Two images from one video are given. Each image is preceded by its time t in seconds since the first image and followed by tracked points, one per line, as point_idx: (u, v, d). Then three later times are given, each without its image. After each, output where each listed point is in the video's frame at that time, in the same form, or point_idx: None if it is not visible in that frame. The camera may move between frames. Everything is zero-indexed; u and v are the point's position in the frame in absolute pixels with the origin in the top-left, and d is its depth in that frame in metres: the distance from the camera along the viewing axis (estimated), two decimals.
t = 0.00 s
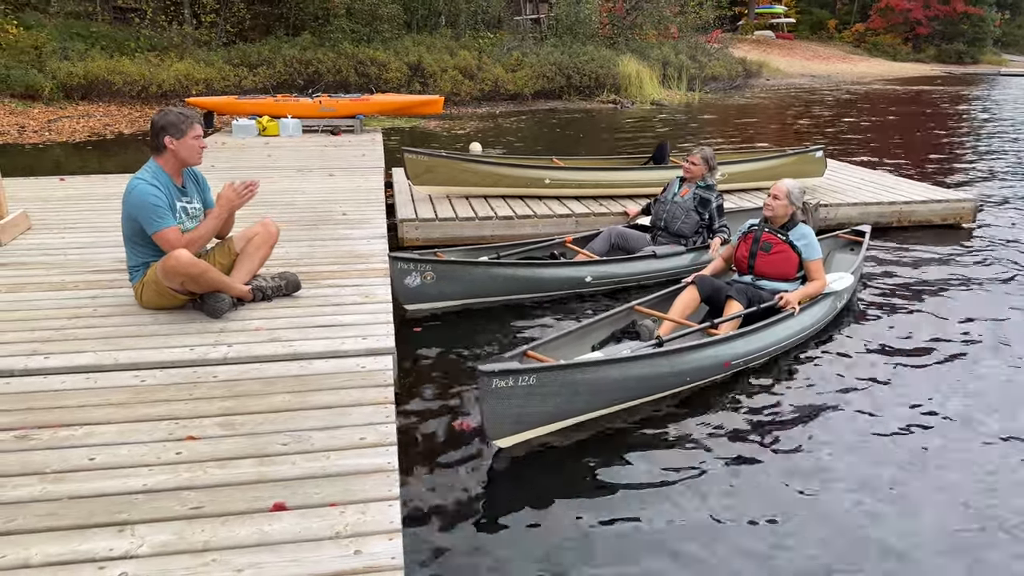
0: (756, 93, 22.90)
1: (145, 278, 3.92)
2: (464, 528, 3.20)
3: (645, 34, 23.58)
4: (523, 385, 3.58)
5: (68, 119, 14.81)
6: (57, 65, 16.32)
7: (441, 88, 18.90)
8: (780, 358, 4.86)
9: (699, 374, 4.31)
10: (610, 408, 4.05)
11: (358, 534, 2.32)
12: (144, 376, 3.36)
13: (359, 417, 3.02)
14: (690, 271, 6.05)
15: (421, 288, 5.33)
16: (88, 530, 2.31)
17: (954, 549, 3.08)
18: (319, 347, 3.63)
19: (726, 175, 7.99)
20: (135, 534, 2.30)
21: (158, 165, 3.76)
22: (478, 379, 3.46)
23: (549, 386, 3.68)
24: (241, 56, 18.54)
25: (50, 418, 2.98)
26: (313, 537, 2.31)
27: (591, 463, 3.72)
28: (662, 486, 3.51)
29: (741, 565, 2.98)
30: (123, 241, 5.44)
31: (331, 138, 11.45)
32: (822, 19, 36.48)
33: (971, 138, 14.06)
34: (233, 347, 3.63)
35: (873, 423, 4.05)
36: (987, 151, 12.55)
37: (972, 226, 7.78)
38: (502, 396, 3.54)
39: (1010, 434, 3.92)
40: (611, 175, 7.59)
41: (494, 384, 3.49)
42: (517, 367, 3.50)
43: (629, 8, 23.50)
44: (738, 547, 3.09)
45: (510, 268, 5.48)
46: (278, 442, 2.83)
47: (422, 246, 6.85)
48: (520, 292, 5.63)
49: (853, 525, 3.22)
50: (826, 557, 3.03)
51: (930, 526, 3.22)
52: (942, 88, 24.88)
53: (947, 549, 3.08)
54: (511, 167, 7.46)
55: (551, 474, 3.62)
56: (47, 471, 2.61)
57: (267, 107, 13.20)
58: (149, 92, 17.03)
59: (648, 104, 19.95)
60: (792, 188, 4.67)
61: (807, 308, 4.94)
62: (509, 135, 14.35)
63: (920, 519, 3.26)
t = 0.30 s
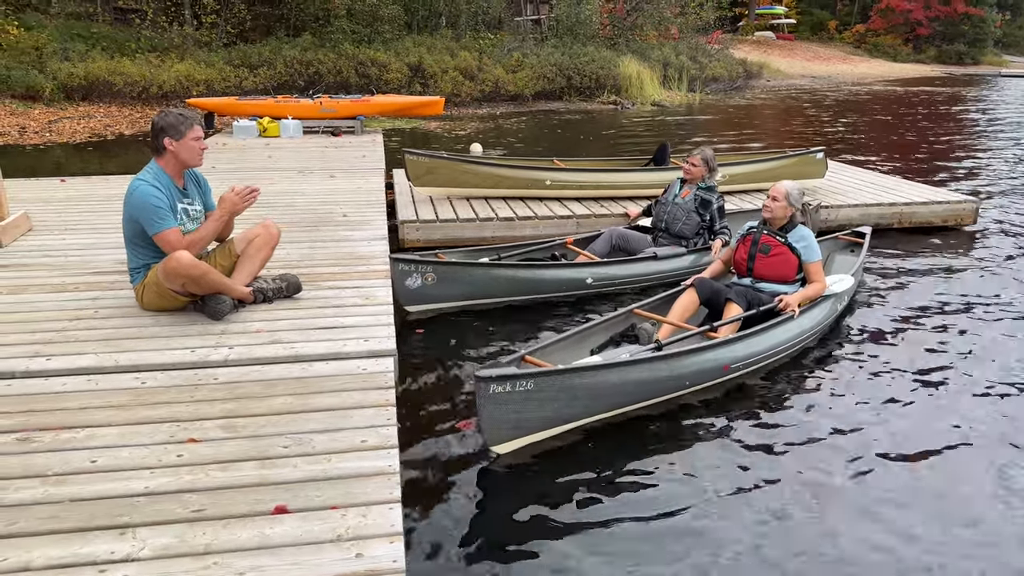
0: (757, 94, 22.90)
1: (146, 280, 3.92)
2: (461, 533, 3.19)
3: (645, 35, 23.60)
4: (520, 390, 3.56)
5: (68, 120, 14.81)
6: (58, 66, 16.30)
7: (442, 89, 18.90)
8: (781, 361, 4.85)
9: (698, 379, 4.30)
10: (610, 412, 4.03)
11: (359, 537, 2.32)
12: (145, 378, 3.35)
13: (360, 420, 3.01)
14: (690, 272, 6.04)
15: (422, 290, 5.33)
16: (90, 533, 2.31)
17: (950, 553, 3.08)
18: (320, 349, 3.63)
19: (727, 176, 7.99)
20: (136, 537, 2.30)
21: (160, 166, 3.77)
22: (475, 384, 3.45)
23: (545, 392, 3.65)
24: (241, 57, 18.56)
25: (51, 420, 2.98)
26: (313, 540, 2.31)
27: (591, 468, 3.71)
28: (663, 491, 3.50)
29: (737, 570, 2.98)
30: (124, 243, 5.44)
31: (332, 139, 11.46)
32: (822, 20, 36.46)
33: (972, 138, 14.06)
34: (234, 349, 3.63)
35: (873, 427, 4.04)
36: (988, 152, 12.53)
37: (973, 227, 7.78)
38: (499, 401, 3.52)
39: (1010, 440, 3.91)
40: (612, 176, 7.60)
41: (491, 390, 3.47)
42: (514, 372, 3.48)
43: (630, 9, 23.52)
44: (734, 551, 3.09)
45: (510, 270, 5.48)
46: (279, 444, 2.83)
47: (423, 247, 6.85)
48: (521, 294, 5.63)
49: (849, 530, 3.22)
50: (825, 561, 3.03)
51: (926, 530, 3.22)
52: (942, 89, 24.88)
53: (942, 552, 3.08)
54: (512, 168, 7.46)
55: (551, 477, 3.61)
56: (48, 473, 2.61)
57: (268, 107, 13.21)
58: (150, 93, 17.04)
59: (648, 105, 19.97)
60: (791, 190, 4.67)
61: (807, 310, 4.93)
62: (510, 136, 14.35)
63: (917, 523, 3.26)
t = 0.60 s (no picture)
0: (758, 95, 22.90)
1: (148, 280, 3.94)
2: (463, 535, 3.19)
3: (646, 36, 23.62)
4: (518, 395, 3.54)
5: (70, 121, 14.83)
6: (60, 67, 16.31)
7: (443, 89, 18.89)
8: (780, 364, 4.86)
9: (697, 382, 4.30)
10: (609, 415, 4.03)
11: (361, 536, 2.33)
12: (148, 378, 3.37)
13: (361, 419, 3.03)
14: (690, 273, 6.05)
15: (423, 291, 5.34)
16: (92, 531, 2.33)
17: (948, 554, 3.11)
18: (321, 349, 3.64)
19: (727, 178, 8.01)
20: (139, 535, 2.32)
21: (161, 167, 3.78)
22: (475, 389, 3.42)
23: (545, 396, 3.64)
24: (243, 58, 18.59)
25: (55, 419, 2.99)
26: (315, 538, 2.32)
27: (591, 470, 3.71)
28: (664, 493, 3.50)
29: (738, 572, 2.99)
30: (125, 244, 5.46)
31: (333, 140, 11.47)
32: (824, 20, 36.44)
33: (973, 140, 14.05)
34: (236, 349, 3.64)
35: (873, 428, 4.06)
36: (989, 153, 12.53)
37: (973, 229, 7.79)
38: (498, 406, 3.50)
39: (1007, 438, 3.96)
40: (612, 177, 7.61)
41: (490, 394, 3.45)
42: (513, 377, 3.46)
43: (631, 10, 23.54)
44: (738, 549, 3.12)
45: (511, 271, 5.49)
46: (280, 444, 2.84)
47: (424, 248, 6.87)
48: (521, 294, 5.64)
49: (849, 528, 3.26)
50: (826, 565, 3.03)
51: (927, 529, 3.26)
52: (944, 90, 24.86)
53: (944, 551, 3.12)
54: (513, 169, 7.48)
55: (550, 480, 3.61)
56: (51, 472, 2.63)
57: (269, 108, 13.24)
58: (152, 94, 17.06)
59: (649, 106, 19.99)
60: (790, 193, 4.69)
61: (806, 312, 4.95)
62: (511, 137, 14.36)
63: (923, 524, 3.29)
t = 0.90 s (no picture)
0: (759, 97, 22.91)
1: (148, 282, 3.94)
2: (462, 539, 3.19)
3: (646, 38, 23.63)
4: (515, 399, 3.52)
5: (70, 122, 14.84)
6: (60, 68, 16.32)
7: (444, 91, 18.89)
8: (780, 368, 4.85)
9: (696, 386, 4.29)
10: (607, 420, 4.02)
11: (362, 538, 2.33)
12: (149, 379, 3.37)
13: (362, 421, 3.03)
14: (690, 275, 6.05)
15: (423, 292, 5.34)
16: (93, 532, 2.33)
17: (948, 559, 3.10)
18: (321, 350, 3.65)
19: (727, 179, 8.01)
20: (140, 536, 2.32)
21: (161, 169, 3.78)
22: (470, 394, 3.40)
23: (542, 400, 3.62)
24: (244, 60, 18.61)
25: (56, 421, 2.99)
26: (316, 539, 2.32)
27: (589, 475, 3.70)
28: (663, 498, 3.50)
29: None
30: (125, 245, 5.46)
31: (334, 142, 11.48)
32: (824, 22, 36.48)
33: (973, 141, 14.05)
34: (237, 351, 3.64)
35: (876, 430, 4.08)
36: (989, 155, 12.54)
37: (973, 230, 7.79)
38: (495, 410, 3.48)
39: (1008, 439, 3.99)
40: (613, 178, 7.62)
41: (487, 398, 3.43)
42: (509, 381, 3.44)
43: (631, 12, 23.57)
44: (747, 552, 3.12)
45: (510, 272, 5.49)
46: (281, 445, 2.84)
47: (425, 249, 6.87)
48: (521, 296, 5.64)
49: (857, 531, 3.26)
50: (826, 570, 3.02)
51: (933, 531, 3.28)
52: (944, 91, 24.86)
53: (946, 555, 3.12)
54: (513, 170, 7.48)
55: (549, 485, 3.60)
56: (52, 474, 2.63)
57: (269, 110, 13.28)
58: (153, 96, 17.08)
59: (649, 107, 20.01)
60: (790, 196, 4.68)
61: (806, 316, 4.94)
62: (512, 139, 14.37)
63: (929, 525, 3.31)
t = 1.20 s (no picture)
0: (760, 99, 22.91)
1: (151, 284, 3.93)
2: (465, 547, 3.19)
3: (647, 40, 23.62)
4: (514, 405, 3.51)
5: (71, 125, 14.85)
6: (62, 70, 16.33)
7: (445, 93, 18.90)
8: (782, 371, 4.84)
9: (696, 391, 4.28)
10: (609, 425, 4.01)
11: (366, 541, 2.33)
12: (151, 382, 3.36)
13: (365, 423, 3.02)
14: (692, 277, 6.06)
15: (425, 293, 5.34)
16: (96, 535, 2.32)
17: (946, 565, 3.10)
18: (324, 352, 3.64)
19: (729, 181, 8.01)
20: (143, 539, 2.31)
21: (163, 171, 3.78)
22: (469, 400, 3.39)
23: (542, 405, 3.61)
24: (245, 62, 18.62)
25: (58, 423, 2.99)
26: (319, 543, 2.32)
27: (592, 481, 3.69)
28: (663, 504, 3.50)
29: None
30: (127, 247, 5.46)
31: (336, 144, 11.48)
32: (825, 24, 36.53)
33: (975, 143, 14.04)
34: (239, 353, 3.64)
35: (880, 435, 4.08)
36: (992, 156, 12.53)
37: (976, 232, 7.78)
38: (494, 416, 3.47)
39: (1010, 441, 4.01)
40: (615, 180, 7.61)
41: (486, 404, 3.42)
42: (509, 387, 3.43)
43: (632, 14, 23.56)
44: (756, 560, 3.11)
45: (513, 274, 5.48)
46: (284, 448, 2.84)
47: (426, 252, 6.86)
48: (523, 298, 5.63)
49: (868, 539, 3.26)
50: None
51: (930, 534, 3.29)
52: (946, 93, 24.83)
53: (945, 560, 3.12)
54: (515, 172, 7.48)
55: (550, 492, 3.60)
56: (54, 476, 2.62)
57: (271, 112, 13.30)
58: (154, 98, 17.09)
59: (650, 109, 20.01)
60: (791, 199, 4.67)
61: (807, 319, 4.93)
62: (513, 141, 14.37)
63: (938, 531, 3.31)
